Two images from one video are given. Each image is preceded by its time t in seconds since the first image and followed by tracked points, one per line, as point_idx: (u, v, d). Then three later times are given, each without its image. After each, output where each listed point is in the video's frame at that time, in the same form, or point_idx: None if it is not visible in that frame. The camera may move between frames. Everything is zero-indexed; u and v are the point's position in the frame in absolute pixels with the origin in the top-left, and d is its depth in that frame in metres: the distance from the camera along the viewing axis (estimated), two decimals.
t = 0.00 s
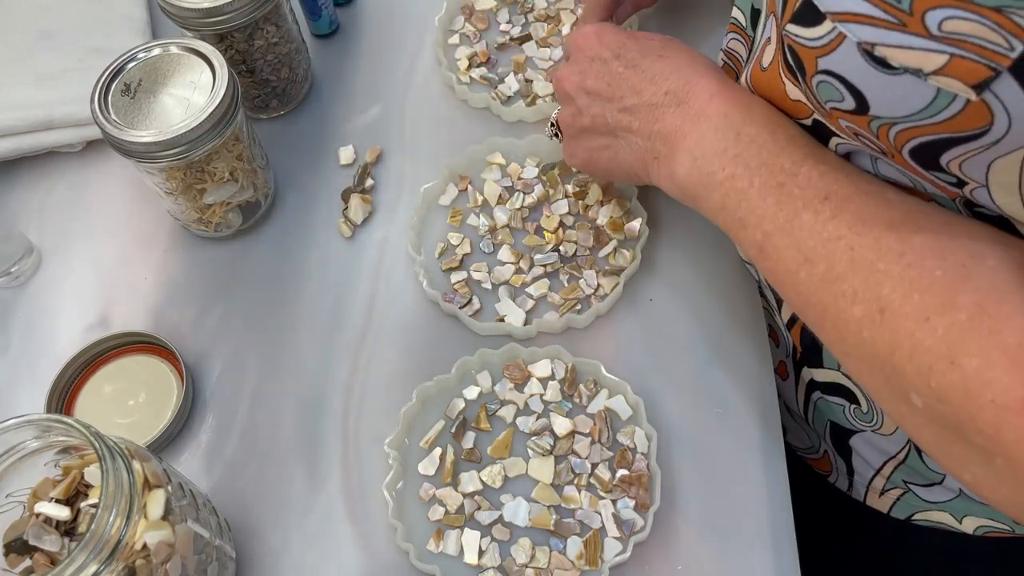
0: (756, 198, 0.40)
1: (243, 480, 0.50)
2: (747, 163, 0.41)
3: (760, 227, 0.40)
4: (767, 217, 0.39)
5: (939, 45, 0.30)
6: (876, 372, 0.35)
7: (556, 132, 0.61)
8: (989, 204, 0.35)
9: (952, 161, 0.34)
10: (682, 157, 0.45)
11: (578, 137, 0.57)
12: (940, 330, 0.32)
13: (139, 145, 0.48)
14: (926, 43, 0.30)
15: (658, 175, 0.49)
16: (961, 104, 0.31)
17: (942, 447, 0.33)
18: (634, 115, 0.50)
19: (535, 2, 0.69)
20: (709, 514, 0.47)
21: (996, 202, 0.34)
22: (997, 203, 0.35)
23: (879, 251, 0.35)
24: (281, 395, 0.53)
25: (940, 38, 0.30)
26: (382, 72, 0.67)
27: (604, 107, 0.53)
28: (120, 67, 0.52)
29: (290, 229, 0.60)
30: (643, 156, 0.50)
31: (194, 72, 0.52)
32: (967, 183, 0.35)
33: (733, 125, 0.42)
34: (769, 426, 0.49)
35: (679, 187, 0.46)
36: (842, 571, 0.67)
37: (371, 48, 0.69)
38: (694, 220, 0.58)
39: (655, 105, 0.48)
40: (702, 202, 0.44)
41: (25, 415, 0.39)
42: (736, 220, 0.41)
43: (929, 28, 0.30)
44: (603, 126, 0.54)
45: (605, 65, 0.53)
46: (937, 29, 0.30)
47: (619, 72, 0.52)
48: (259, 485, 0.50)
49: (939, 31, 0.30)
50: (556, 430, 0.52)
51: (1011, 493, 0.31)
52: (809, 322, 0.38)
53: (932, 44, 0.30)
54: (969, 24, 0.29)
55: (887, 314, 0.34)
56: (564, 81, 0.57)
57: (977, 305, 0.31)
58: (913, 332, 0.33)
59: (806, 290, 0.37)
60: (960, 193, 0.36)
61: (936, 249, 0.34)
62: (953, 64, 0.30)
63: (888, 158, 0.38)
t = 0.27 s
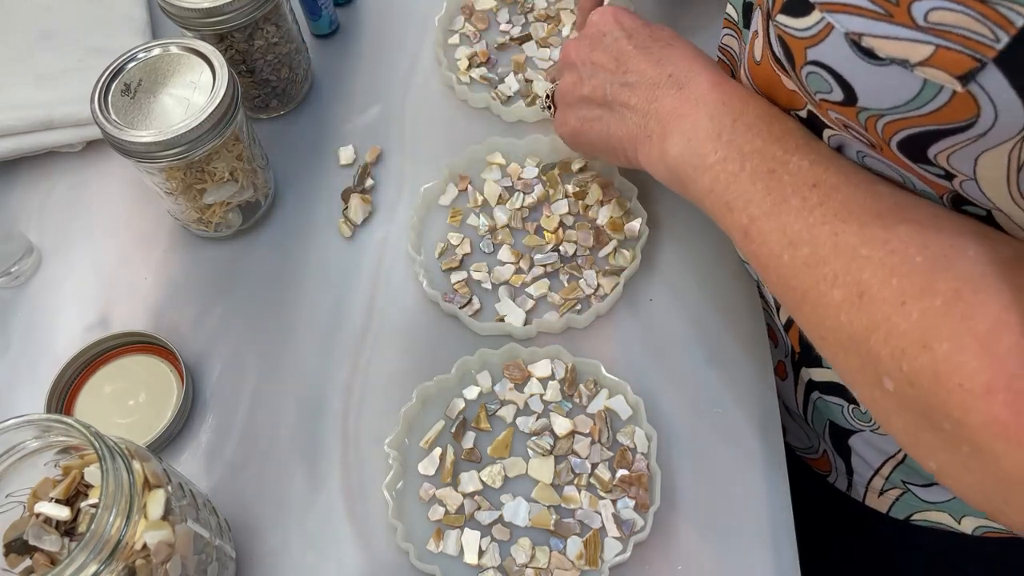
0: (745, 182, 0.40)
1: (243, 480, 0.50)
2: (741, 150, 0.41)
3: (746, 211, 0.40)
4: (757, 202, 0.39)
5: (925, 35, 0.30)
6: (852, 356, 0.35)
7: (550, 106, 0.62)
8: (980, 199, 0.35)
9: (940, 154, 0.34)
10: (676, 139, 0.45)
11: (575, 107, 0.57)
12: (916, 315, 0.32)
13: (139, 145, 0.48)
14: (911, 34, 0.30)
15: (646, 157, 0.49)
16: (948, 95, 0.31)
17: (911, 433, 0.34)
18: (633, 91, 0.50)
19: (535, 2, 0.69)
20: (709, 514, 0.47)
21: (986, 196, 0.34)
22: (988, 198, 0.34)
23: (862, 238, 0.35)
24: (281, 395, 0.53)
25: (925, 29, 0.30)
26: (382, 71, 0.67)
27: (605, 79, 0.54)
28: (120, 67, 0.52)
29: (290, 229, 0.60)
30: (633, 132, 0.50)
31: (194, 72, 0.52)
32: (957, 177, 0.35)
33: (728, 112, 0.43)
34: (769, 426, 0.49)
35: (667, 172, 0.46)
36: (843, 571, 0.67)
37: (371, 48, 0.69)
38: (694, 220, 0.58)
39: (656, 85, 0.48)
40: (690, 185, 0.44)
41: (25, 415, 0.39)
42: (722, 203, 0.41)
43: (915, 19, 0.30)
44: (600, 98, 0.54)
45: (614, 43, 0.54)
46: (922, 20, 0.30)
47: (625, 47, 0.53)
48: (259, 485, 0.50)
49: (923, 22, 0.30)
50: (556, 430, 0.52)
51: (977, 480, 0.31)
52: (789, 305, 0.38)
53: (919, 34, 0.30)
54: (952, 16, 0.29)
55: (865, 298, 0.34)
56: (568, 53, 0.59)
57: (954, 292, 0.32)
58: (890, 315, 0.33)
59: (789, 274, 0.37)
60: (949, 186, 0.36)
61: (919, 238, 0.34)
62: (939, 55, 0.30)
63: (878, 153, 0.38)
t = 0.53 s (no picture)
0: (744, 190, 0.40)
1: (243, 480, 0.50)
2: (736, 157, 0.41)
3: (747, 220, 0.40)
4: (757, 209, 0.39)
5: (927, 39, 0.30)
6: (861, 362, 0.35)
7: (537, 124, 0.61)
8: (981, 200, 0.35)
9: (941, 157, 0.34)
10: (670, 148, 0.44)
11: (563, 123, 0.56)
12: (925, 320, 0.32)
13: (139, 145, 0.48)
14: (913, 38, 0.30)
15: (642, 168, 0.48)
16: (949, 99, 0.31)
17: (923, 437, 0.34)
18: (623, 103, 0.50)
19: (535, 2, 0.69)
20: (709, 514, 0.47)
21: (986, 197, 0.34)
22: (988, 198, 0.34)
23: (866, 243, 0.35)
24: (281, 395, 0.53)
25: (928, 32, 0.30)
26: (382, 71, 0.67)
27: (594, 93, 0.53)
28: (120, 67, 0.52)
29: (290, 229, 0.60)
30: (627, 147, 0.50)
31: (194, 72, 0.52)
32: (957, 179, 0.35)
33: (723, 120, 0.43)
34: (769, 426, 0.50)
35: (663, 180, 0.46)
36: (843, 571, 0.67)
37: (371, 48, 0.69)
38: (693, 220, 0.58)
39: (646, 96, 0.48)
40: (687, 194, 0.44)
41: (25, 415, 0.39)
42: (721, 211, 0.41)
43: (918, 22, 0.30)
44: (589, 112, 0.54)
45: (599, 55, 0.54)
46: (925, 23, 0.30)
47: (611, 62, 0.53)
48: (259, 485, 0.50)
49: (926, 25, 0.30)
50: (556, 430, 0.52)
51: (992, 483, 0.31)
52: (794, 313, 0.38)
53: (920, 38, 0.30)
54: (956, 18, 0.29)
55: (873, 304, 0.34)
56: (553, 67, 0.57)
57: (962, 296, 0.32)
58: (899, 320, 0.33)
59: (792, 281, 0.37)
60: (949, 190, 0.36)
61: (923, 242, 0.34)
62: (941, 59, 0.30)
63: (876, 156, 0.38)
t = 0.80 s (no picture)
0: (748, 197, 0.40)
1: (243, 480, 0.50)
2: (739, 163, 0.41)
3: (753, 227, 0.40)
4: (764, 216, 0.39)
5: (919, 43, 0.30)
6: (870, 372, 0.35)
7: (527, 132, 0.61)
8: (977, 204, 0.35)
9: (936, 160, 0.34)
10: (670, 157, 0.44)
11: (558, 132, 0.56)
12: (937, 330, 0.32)
13: (139, 145, 0.48)
14: (906, 42, 0.30)
15: (641, 178, 0.48)
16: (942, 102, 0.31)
17: (936, 447, 0.34)
18: (619, 112, 0.50)
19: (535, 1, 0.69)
20: (709, 514, 0.47)
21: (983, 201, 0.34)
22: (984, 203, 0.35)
23: (873, 251, 0.35)
24: (281, 395, 0.53)
25: (920, 36, 0.30)
26: (381, 72, 0.67)
27: (590, 101, 0.53)
28: (120, 67, 0.52)
29: (291, 229, 0.60)
30: (624, 154, 0.50)
31: (194, 72, 0.52)
32: (954, 183, 0.35)
33: (723, 127, 0.43)
34: (769, 426, 0.49)
35: (664, 188, 0.46)
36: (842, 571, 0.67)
37: (372, 48, 0.69)
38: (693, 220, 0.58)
39: (644, 104, 0.48)
40: (688, 203, 0.44)
41: (25, 415, 0.39)
42: (725, 218, 0.41)
43: (910, 25, 0.30)
44: (585, 121, 0.53)
45: (591, 63, 0.54)
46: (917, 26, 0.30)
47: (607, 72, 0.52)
48: (259, 485, 0.50)
49: (919, 29, 0.30)
50: (556, 430, 0.52)
51: (1008, 493, 0.31)
52: (801, 322, 0.38)
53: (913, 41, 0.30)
54: (948, 22, 0.29)
55: (883, 313, 0.34)
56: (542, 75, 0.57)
57: (972, 304, 0.32)
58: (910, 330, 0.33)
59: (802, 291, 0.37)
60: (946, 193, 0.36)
61: (930, 250, 0.34)
62: (934, 63, 0.30)
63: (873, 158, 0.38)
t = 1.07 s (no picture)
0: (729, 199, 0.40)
1: (243, 480, 0.50)
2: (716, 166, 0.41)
3: (739, 231, 0.39)
4: (747, 218, 0.39)
5: (922, 61, 0.30)
6: (865, 379, 0.35)
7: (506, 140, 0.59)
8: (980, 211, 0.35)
9: (940, 173, 0.34)
10: (651, 163, 0.44)
11: (538, 143, 0.55)
12: (933, 338, 0.32)
13: (139, 145, 0.48)
14: (910, 59, 0.30)
15: (622, 181, 0.49)
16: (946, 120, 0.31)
17: (934, 453, 0.34)
18: (596, 118, 0.49)
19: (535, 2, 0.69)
20: (709, 513, 0.47)
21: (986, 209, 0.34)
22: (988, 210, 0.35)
23: (865, 258, 0.35)
24: (281, 394, 0.53)
25: (924, 54, 0.30)
26: (382, 72, 0.67)
27: (564, 112, 0.52)
28: (120, 67, 0.52)
29: (290, 229, 0.60)
30: (605, 161, 0.50)
31: (194, 72, 0.52)
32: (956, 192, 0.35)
33: (703, 130, 0.42)
34: (769, 426, 0.49)
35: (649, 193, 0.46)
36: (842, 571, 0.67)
37: (372, 48, 0.69)
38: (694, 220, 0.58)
39: (620, 109, 0.48)
40: (672, 209, 0.44)
41: (25, 415, 0.39)
42: (711, 225, 0.41)
43: (914, 44, 0.30)
44: (563, 131, 0.52)
45: (562, 70, 0.53)
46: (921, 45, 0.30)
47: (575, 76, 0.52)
48: (259, 485, 0.50)
49: (922, 47, 0.30)
50: (556, 430, 0.52)
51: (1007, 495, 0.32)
52: (794, 328, 0.38)
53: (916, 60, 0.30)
54: (952, 39, 0.29)
55: (876, 321, 0.34)
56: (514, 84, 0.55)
57: (969, 312, 0.32)
58: (907, 340, 0.33)
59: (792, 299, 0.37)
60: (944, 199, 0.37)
61: (922, 256, 0.34)
62: (938, 80, 0.30)
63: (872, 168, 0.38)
